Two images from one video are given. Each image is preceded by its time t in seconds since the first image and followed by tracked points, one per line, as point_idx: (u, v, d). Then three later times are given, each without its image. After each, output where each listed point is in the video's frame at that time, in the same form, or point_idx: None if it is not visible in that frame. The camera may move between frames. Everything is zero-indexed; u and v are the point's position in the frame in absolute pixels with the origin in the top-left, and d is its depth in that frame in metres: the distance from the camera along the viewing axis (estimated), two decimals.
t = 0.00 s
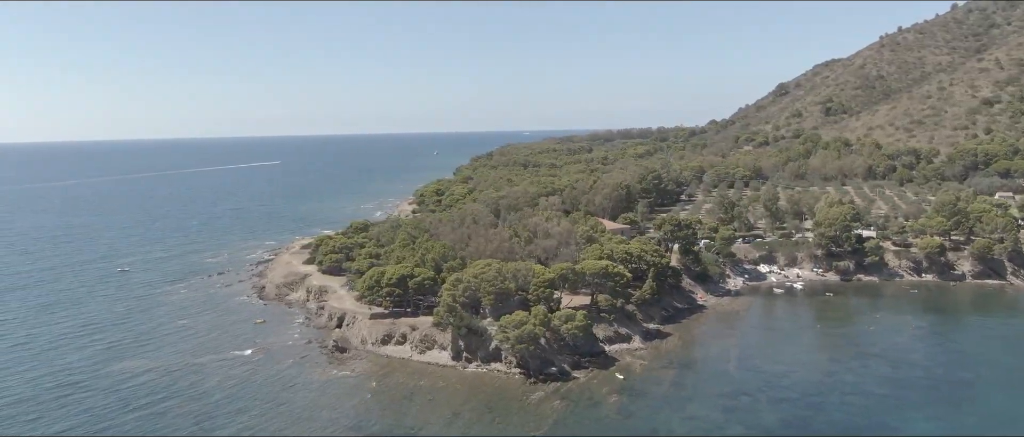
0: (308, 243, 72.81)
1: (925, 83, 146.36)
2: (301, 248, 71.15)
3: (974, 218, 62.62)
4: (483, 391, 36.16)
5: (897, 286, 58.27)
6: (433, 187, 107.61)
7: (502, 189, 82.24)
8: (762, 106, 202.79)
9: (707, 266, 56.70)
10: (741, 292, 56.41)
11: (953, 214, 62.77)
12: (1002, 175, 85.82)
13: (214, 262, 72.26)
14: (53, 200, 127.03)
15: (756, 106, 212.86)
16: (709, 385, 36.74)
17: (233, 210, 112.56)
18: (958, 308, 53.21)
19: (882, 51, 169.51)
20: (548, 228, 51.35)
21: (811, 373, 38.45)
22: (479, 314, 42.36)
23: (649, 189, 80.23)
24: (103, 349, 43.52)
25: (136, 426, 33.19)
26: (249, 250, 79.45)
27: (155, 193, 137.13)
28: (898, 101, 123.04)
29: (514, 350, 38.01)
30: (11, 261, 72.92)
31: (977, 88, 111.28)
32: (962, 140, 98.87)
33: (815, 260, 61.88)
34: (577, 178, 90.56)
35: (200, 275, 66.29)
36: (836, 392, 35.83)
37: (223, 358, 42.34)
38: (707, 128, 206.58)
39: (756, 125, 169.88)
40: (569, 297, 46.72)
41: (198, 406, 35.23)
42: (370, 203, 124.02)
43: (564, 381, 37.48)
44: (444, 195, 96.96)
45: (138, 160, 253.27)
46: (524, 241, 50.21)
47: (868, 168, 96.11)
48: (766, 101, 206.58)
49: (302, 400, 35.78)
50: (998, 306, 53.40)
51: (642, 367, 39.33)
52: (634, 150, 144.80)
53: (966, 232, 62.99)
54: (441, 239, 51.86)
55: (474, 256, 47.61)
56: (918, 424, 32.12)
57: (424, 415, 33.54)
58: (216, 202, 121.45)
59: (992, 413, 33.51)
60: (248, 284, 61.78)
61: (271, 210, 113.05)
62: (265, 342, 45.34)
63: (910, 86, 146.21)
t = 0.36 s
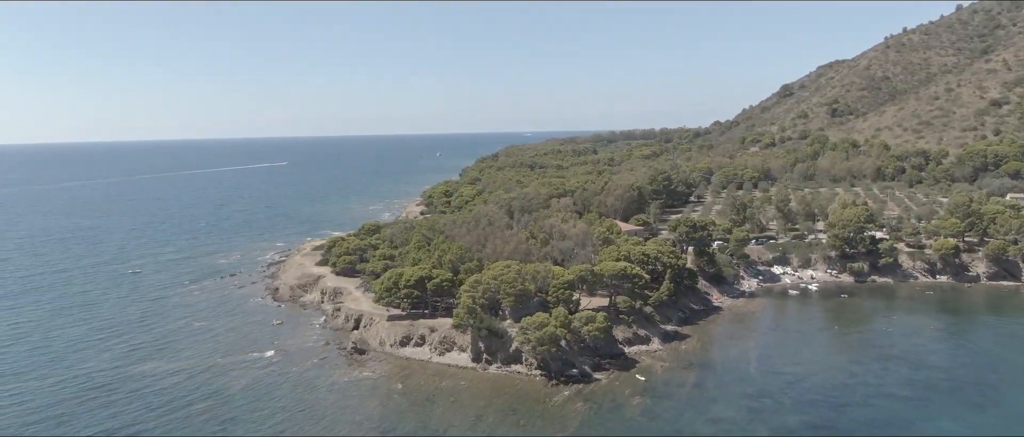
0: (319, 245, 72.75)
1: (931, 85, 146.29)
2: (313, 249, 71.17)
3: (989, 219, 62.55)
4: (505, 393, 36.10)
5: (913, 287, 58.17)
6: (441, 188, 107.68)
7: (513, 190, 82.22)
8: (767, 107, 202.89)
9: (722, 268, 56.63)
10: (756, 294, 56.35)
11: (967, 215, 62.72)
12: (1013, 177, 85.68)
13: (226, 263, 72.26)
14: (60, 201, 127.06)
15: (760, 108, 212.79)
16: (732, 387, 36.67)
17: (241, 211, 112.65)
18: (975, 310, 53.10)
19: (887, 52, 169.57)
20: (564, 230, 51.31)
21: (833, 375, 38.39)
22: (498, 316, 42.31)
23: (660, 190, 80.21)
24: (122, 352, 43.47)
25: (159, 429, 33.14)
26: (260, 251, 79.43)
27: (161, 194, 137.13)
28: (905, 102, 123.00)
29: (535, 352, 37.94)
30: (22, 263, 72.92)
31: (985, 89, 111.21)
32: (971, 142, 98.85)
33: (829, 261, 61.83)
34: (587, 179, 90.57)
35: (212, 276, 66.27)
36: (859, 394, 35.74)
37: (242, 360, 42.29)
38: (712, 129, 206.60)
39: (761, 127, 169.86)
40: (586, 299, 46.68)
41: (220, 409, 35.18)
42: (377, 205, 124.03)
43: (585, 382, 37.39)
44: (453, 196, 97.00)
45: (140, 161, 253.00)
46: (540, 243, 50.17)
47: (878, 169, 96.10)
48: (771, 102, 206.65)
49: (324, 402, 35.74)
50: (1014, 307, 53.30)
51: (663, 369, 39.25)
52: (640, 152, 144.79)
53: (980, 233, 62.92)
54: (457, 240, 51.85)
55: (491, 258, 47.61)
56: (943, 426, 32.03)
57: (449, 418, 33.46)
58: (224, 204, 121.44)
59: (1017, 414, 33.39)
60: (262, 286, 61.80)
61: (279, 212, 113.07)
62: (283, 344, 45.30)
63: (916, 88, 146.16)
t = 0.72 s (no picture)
0: (324, 246, 72.74)
1: (934, 85, 146.23)
2: (318, 250, 71.21)
3: (995, 220, 62.48)
4: (514, 393, 36.10)
5: (919, 287, 58.11)
6: (445, 189, 107.75)
7: (517, 191, 82.19)
8: (769, 108, 203.03)
9: (728, 268, 56.61)
10: (762, 294, 56.32)
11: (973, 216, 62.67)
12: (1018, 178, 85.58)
13: (230, 264, 72.30)
14: (64, 202, 127.23)
15: (762, 108, 212.78)
16: (741, 387, 36.62)
17: (244, 212, 112.83)
18: (982, 310, 53.04)
19: (890, 52, 169.58)
20: (571, 230, 51.31)
21: (842, 375, 38.33)
22: (506, 316, 42.32)
23: (665, 191, 80.23)
24: (130, 353, 43.57)
25: (170, 429, 33.22)
26: (264, 252, 79.48)
27: (164, 195, 137.35)
28: (909, 102, 122.93)
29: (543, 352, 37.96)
30: (27, 264, 73.00)
31: (989, 89, 111.09)
32: (975, 142, 98.68)
33: (835, 261, 61.80)
34: (591, 180, 90.61)
35: (217, 277, 66.29)
36: (868, 394, 35.67)
37: (250, 360, 42.34)
38: (714, 130, 206.67)
39: (764, 127, 169.91)
40: (594, 299, 46.68)
41: (231, 409, 35.25)
42: (380, 205, 124.10)
43: (593, 382, 37.40)
44: (456, 197, 96.99)
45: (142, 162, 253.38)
46: (547, 243, 50.14)
47: (882, 169, 96.07)
48: (773, 103, 206.80)
49: (333, 402, 35.77)
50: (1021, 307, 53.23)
51: (671, 369, 39.21)
52: (643, 152, 144.81)
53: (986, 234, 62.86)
54: (464, 240, 51.86)
55: (498, 258, 47.61)
56: (954, 426, 31.95)
57: (458, 418, 33.45)
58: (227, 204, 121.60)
59: None
60: (268, 287, 61.82)
61: (282, 213, 113.21)
62: (291, 344, 45.34)
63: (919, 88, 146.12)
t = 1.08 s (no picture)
0: (325, 245, 72.71)
1: (936, 85, 146.19)
2: (319, 249, 71.20)
3: (996, 219, 62.46)
4: (516, 392, 36.10)
5: (921, 287, 58.05)
6: (446, 188, 107.81)
7: (518, 190, 82.09)
8: (770, 108, 202.95)
9: (730, 268, 56.59)
10: (763, 293, 56.30)
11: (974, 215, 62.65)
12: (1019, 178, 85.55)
13: (231, 264, 72.28)
14: (65, 202, 127.24)
15: (763, 108, 212.74)
16: (742, 386, 36.64)
17: (245, 212, 112.91)
18: (983, 309, 52.99)
19: (892, 52, 169.40)
20: (573, 229, 51.27)
21: (843, 374, 38.33)
22: (508, 315, 42.34)
23: (666, 190, 80.23)
24: (132, 352, 43.56)
25: (173, 427, 33.29)
26: (265, 252, 79.46)
27: (165, 195, 137.33)
28: (910, 102, 122.88)
29: (545, 351, 38.01)
30: (28, 264, 73.00)
31: (991, 89, 111.01)
32: (976, 142, 98.60)
33: (837, 261, 61.74)
34: (592, 179, 90.57)
35: (218, 276, 66.30)
36: (869, 393, 35.68)
37: (252, 359, 42.37)
38: (715, 130, 206.65)
39: (765, 127, 169.77)
40: (595, 298, 46.64)
41: (233, 407, 35.29)
42: (381, 205, 124.17)
43: (595, 381, 37.38)
44: (457, 197, 96.98)
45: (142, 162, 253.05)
46: (548, 243, 50.13)
47: (883, 170, 96.00)
48: (774, 103, 206.68)
49: (335, 400, 35.80)
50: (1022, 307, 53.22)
51: (673, 368, 39.20)
52: (644, 152, 144.66)
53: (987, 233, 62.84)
54: (465, 239, 51.85)
55: (500, 257, 47.62)
56: (956, 425, 31.96)
57: (460, 417, 33.42)
58: (227, 204, 121.54)
59: None
60: (269, 286, 61.85)
61: (283, 212, 113.22)
62: (292, 342, 45.39)
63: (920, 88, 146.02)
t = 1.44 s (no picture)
0: (318, 245, 72.58)
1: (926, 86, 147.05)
2: (312, 248, 71.04)
3: (987, 218, 62.81)
4: (510, 390, 36.11)
5: (912, 285, 58.35)
6: (439, 188, 107.81)
7: (510, 190, 82.04)
8: (762, 108, 203.72)
9: (722, 267, 56.68)
10: (756, 292, 56.44)
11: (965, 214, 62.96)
12: (1009, 177, 86.12)
13: (223, 263, 72.07)
14: (55, 203, 126.59)
15: (755, 108, 213.56)
16: (736, 384, 36.72)
17: (238, 212, 112.67)
18: (974, 308, 53.34)
19: (883, 52, 170.22)
20: (566, 229, 51.28)
21: (836, 372, 38.44)
22: (502, 314, 42.31)
23: (658, 190, 80.35)
24: (124, 352, 43.40)
25: (165, 427, 33.19)
26: (257, 251, 79.25)
27: (156, 195, 136.71)
28: (901, 102, 123.46)
29: (539, 349, 38.01)
30: (18, 264, 72.59)
31: (981, 89, 111.65)
32: (967, 141, 99.24)
33: (829, 260, 61.91)
34: (584, 179, 90.61)
35: (209, 276, 66.07)
36: (862, 391, 35.79)
37: (244, 358, 42.26)
38: (707, 130, 207.27)
39: (757, 127, 170.33)
40: (588, 297, 46.63)
41: (225, 407, 35.21)
42: (373, 205, 124.07)
43: (588, 380, 37.41)
44: (450, 196, 96.89)
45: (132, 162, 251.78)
46: (541, 242, 50.11)
47: (874, 169, 96.41)
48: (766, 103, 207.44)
49: (329, 399, 35.73)
50: (1012, 305, 53.55)
51: (667, 367, 39.25)
52: (636, 152, 144.83)
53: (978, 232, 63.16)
54: (458, 239, 51.78)
55: (493, 257, 47.57)
56: (948, 422, 32.12)
57: (454, 415, 33.40)
58: (219, 204, 121.10)
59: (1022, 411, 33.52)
60: (261, 286, 61.69)
61: (275, 212, 112.93)
62: (284, 341, 45.29)
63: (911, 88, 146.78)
